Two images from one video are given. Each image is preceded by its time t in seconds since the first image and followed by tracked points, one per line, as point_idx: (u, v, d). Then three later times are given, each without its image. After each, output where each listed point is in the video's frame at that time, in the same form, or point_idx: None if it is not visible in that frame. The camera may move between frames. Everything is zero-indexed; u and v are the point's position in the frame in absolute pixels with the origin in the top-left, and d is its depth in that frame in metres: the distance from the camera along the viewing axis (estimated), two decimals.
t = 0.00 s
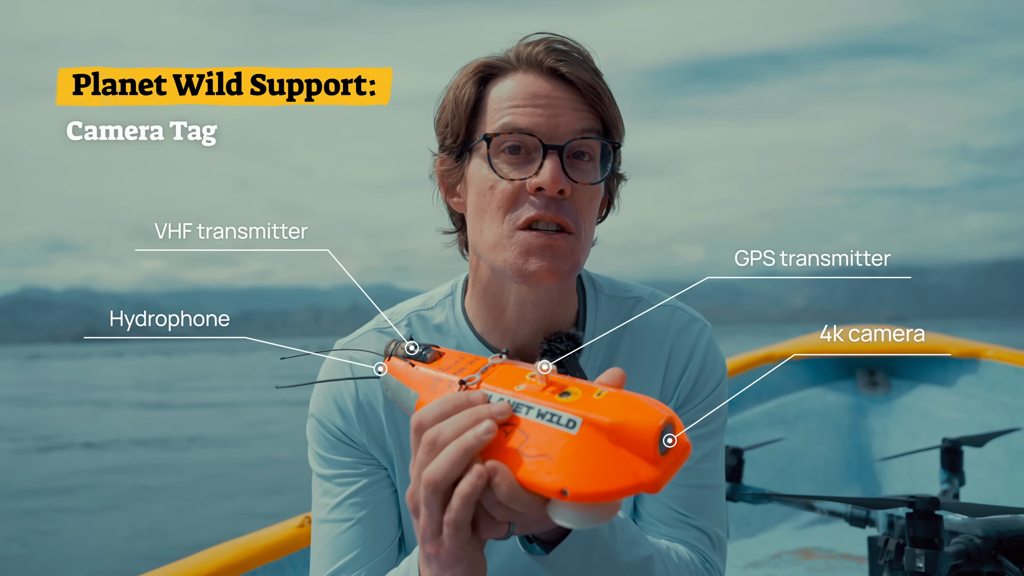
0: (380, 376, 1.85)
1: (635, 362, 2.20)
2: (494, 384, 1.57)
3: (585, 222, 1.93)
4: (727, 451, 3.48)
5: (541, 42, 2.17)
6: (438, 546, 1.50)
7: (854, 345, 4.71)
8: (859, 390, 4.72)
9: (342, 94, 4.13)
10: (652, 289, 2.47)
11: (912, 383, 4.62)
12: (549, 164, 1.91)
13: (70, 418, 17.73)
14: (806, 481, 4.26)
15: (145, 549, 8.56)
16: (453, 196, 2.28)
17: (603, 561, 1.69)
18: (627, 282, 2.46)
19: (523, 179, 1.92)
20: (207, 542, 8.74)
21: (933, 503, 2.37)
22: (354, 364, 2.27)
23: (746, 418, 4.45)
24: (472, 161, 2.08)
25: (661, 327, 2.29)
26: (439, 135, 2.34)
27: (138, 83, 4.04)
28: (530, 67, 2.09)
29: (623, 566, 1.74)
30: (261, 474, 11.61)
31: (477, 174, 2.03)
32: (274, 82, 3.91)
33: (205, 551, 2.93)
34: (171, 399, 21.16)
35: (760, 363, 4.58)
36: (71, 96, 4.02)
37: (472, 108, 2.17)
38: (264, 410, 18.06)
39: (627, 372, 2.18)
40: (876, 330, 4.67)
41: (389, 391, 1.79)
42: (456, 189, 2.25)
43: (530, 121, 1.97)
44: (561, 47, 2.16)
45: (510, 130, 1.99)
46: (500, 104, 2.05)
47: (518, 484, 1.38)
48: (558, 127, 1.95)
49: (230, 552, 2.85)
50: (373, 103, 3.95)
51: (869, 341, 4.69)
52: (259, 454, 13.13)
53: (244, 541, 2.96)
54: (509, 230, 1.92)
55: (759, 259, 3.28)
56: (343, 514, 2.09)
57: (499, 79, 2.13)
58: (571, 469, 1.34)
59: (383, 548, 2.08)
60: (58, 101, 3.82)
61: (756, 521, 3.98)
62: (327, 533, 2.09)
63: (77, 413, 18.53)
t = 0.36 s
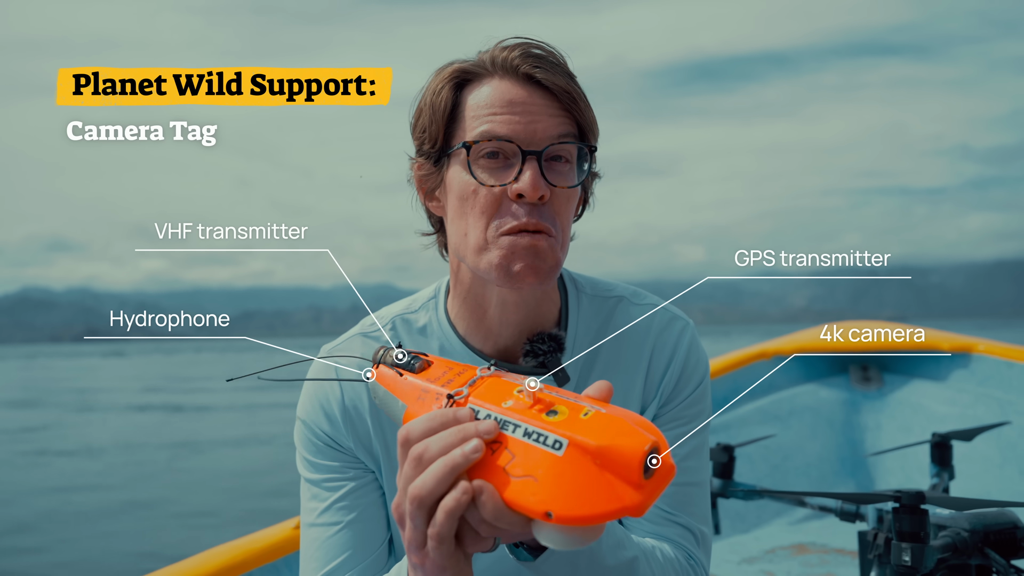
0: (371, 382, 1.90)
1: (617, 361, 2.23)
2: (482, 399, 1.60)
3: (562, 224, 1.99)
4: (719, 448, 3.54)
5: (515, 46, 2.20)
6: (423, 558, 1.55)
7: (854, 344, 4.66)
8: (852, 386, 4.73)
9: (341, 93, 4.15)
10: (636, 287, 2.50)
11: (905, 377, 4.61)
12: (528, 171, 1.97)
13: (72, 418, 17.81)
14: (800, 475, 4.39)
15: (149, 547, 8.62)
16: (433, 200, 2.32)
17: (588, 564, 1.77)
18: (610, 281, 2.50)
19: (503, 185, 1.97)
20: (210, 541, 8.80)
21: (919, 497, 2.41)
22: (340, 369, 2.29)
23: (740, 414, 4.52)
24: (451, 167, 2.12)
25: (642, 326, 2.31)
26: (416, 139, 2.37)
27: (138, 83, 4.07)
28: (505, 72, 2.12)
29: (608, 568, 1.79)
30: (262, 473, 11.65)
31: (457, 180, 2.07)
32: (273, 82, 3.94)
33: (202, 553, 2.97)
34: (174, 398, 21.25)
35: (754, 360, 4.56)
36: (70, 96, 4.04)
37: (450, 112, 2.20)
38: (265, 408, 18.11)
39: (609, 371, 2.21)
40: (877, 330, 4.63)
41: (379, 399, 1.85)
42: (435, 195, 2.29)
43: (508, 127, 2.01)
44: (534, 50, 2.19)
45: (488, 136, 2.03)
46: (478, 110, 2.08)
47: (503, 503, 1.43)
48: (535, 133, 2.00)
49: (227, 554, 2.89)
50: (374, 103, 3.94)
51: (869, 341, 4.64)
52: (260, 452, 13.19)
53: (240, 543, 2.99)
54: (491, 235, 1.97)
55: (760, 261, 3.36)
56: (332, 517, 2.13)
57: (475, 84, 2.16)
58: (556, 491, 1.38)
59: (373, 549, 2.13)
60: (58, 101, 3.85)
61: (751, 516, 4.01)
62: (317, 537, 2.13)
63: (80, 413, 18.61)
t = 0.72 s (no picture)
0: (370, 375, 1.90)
1: (605, 350, 2.23)
2: (473, 389, 1.61)
3: (538, 203, 1.99)
4: (717, 446, 3.51)
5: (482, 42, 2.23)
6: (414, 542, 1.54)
7: (854, 344, 4.67)
8: (851, 383, 4.73)
9: (341, 92, 4.16)
10: (624, 281, 2.51)
11: (905, 374, 4.60)
12: (500, 152, 1.97)
13: (75, 417, 17.84)
14: (800, 474, 4.42)
15: (153, 546, 8.65)
16: (417, 197, 2.33)
17: (582, 558, 1.71)
18: (599, 274, 2.52)
19: (477, 167, 1.98)
20: (212, 539, 8.82)
21: (919, 494, 2.41)
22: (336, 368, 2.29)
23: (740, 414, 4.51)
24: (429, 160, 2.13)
25: (630, 315, 2.32)
26: (398, 142, 2.38)
27: (138, 83, 4.08)
28: (474, 66, 2.13)
29: (601, 562, 1.74)
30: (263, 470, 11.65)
31: (435, 171, 2.08)
32: (273, 82, 3.95)
33: (204, 556, 2.98)
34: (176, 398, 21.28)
35: (752, 358, 4.54)
36: (70, 95, 4.05)
37: (427, 110, 2.21)
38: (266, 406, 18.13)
39: (598, 358, 2.21)
40: (877, 330, 4.64)
41: (376, 391, 1.84)
42: (418, 189, 2.30)
43: (478, 114, 2.01)
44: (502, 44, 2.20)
45: (461, 123, 2.03)
46: (450, 104, 2.09)
47: (489, 485, 1.43)
48: (505, 118, 2.00)
49: (230, 558, 2.90)
50: (373, 100, 3.93)
51: (869, 341, 4.64)
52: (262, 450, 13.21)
53: (241, 546, 2.99)
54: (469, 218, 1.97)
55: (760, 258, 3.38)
56: (331, 512, 2.13)
57: (447, 80, 2.17)
58: (540, 472, 1.39)
59: (373, 542, 2.13)
60: (58, 101, 3.86)
61: (751, 515, 4.00)
62: (318, 533, 2.13)
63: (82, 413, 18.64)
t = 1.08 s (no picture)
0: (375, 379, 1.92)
1: (599, 345, 2.23)
2: (472, 393, 1.61)
3: (519, 209, 1.98)
4: (723, 448, 3.51)
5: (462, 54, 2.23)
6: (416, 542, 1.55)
7: (854, 344, 4.68)
8: (855, 384, 4.70)
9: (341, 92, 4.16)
10: (615, 277, 2.51)
11: (909, 375, 4.59)
12: (478, 161, 1.97)
13: (78, 418, 17.88)
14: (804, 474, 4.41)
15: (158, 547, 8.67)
16: (410, 203, 2.35)
17: (583, 544, 1.71)
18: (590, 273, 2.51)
19: (457, 178, 1.99)
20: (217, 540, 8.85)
21: (925, 495, 2.41)
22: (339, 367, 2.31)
23: (745, 414, 4.51)
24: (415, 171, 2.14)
25: (623, 312, 2.32)
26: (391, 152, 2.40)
27: (137, 83, 4.08)
28: (454, 78, 2.13)
29: (602, 549, 1.75)
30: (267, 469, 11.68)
31: (420, 181, 2.09)
32: (273, 81, 3.95)
33: (211, 557, 2.99)
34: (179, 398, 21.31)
35: (755, 360, 4.56)
36: (70, 95, 4.05)
37: (414, 123, 2.22)
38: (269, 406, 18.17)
39: (592, 354, 2.21)
40: (876, 330, 4.68)
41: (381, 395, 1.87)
42: (412, 197, 2.31)
43: (455, 126, 2.02)
44: (483, 55, 2.20)
45: (441, 135, 2.04)
46: (432, 116, 2.10)
47: (489, 488, 1.44)
48: (481, 128, 2.00)
49: (237, 559, 2.90)
50: (374, 100, 3.93)
51: (869, 341, 4.67)
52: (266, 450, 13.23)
53: (247, 548, 3.00)
54: (452, 226, 1.98)
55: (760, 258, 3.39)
56: (337, 506, 2.14)
57: (428, 92, 2.18)
58: (536, 475, 1.39)
59: (379, 534, 2.13)
60: (58, 101, 3.87)
61: (755, 516, 4.01)
62: (324, 527, 2.14)
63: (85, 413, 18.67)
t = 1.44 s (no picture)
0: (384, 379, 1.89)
1: (603, 344, 2.21)
2: (481, 387, 1.59)
3: (526, 211, 1.96)
4: (729, 452, 3.52)
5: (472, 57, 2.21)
6: (414, 532, 1.53)
7: (856, 349, 4.77)
8: (858, 392, 4.71)
9: (342, 93, 4.15)
10: (619, 277, 2.50)
11: (912, 384, 4.63)
12: (485, 163, 1.96)
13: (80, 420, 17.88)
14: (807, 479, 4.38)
15: (157, 549, 8.67)
16: (417, 204, 2.33)
17: (593, 540, 1.68)
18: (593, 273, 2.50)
19: (464, 179, 1.97)
20: (218, 543, 8.84)
21: (933, 502, 2.39)
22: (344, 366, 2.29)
23: (749, 419, 4.44)
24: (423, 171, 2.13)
25: (627, 310, 2.30)
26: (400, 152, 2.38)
27: (138, 83, 4.07)
28: (463, 80, 2.11)
29: (612, 544, 1.72)
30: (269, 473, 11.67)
31: (428, 182, 2.07)
32: (273, 82, 3.94)
33: (216, 553, 2.97)
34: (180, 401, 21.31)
35: (759, 364, 4.64)
36: (71, 96, 4.05)
37: (422, 124, 2.20)
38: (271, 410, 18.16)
39: (596, 353, 2.20)
40: (877, 334, 4.75)
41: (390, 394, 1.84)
42: (419, 198, 2.30)
43: (464, 129, 2.01)
44: (492, 57, 2.18)
45: (450, 137, 2.03)
46: (440, 119, 2.09)
47: (500, 479, 1.42)
48: (489, 132, 2.00)
49: (244, 553, 2.88)
50: (373, 101, 3.91)
51: (870, 347, 4.74)
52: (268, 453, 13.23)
53: (252, 544, 2.99)
54: (457, 226, 1.97)
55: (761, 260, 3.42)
56: (335, 503, 2.13)
57: (437, 94, 2.17)
58: (547, 464, 1.38)
59: (374, 534, 2.11)
60: (58, 101, 3.86)
61: (758, 521, 3.99)
62: (321, 523, 2.12)
63: (86, 415, 18.68)
